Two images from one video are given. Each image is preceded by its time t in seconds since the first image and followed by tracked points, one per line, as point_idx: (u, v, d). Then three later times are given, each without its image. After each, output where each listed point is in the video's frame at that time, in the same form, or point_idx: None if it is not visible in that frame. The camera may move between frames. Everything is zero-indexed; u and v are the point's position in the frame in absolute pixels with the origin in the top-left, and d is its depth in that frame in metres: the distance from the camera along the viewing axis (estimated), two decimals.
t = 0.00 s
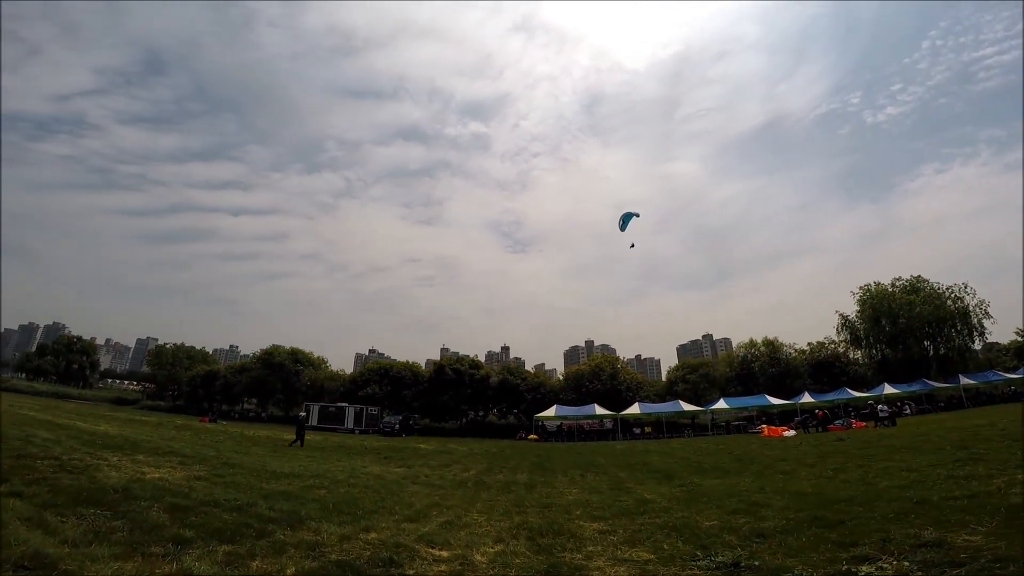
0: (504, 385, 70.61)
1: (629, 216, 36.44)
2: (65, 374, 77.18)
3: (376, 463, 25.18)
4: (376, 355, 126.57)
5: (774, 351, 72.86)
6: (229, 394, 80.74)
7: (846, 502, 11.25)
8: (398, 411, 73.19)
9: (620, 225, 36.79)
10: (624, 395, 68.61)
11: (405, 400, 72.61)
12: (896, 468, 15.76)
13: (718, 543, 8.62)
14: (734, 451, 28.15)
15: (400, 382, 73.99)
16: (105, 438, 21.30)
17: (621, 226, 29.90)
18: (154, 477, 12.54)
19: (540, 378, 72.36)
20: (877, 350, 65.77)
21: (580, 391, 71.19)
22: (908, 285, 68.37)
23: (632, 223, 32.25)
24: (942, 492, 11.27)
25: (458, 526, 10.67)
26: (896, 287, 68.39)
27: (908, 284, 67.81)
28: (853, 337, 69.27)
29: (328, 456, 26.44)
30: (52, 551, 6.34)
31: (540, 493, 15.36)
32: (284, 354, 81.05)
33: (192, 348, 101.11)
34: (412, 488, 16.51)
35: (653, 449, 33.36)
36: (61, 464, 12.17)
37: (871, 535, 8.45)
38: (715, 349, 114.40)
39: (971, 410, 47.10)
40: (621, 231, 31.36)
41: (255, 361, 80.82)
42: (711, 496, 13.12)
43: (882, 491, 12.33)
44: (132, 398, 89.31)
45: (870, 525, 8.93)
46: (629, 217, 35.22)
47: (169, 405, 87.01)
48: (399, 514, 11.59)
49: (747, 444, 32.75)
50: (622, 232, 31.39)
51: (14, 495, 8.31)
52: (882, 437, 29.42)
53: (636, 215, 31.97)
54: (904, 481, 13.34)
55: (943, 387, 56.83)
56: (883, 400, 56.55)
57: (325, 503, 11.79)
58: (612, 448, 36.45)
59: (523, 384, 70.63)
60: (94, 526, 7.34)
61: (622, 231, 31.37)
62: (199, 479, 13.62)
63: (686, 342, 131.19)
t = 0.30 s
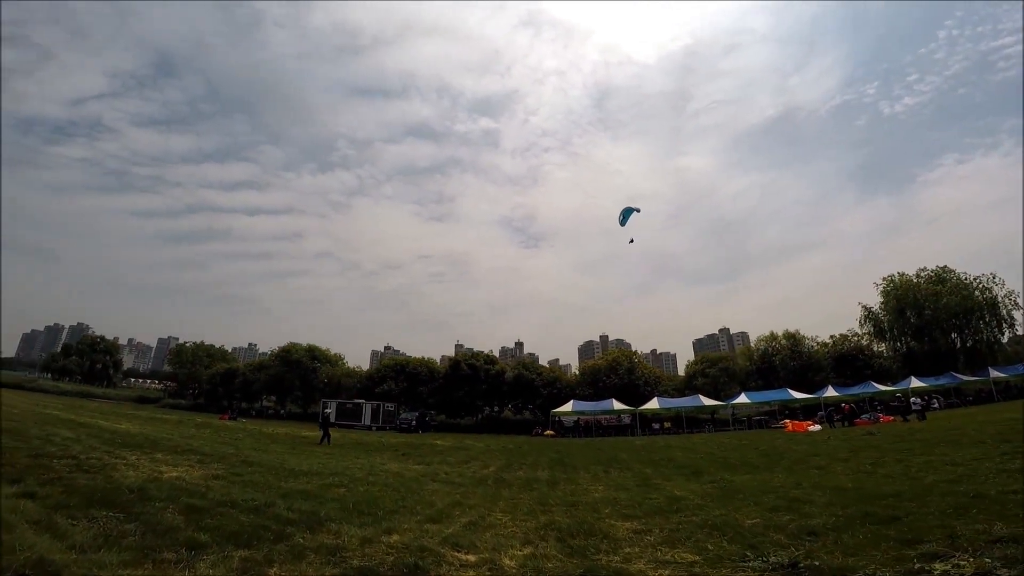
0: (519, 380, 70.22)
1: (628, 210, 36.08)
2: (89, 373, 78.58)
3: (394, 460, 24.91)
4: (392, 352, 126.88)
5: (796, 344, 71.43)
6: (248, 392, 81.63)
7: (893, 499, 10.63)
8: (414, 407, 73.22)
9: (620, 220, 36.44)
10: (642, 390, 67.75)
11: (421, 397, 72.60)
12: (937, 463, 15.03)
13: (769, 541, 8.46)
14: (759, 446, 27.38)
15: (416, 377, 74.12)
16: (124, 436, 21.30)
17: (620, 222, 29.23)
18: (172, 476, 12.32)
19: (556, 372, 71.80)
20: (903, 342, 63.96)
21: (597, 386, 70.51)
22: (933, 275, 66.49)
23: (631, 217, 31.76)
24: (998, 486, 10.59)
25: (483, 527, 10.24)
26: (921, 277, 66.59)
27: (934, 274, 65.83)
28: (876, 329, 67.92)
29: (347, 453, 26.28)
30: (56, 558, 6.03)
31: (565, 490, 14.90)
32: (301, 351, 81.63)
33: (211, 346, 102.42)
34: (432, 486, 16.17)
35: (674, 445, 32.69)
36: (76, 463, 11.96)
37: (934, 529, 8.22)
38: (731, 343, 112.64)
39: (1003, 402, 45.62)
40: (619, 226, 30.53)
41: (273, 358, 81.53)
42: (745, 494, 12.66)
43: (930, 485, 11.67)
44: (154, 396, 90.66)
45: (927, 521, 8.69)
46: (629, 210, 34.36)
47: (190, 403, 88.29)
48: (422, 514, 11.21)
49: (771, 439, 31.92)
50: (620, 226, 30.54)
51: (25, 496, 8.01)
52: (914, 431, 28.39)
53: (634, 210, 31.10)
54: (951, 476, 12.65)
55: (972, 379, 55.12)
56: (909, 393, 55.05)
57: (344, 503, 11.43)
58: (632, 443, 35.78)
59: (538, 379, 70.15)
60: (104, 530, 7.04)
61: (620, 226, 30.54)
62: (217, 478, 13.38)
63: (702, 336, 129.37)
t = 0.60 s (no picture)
0: (538, 378, 69.61)
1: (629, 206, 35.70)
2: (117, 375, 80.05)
3: (415, 460, 24.55)
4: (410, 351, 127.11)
5: (822, 338, 69.72)
6: (270, 392, 82.50)
7: (955, 496, 9.91)
8: (433, 406, 73.15)
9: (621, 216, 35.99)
10: (663, 387, 66.63)
11: (440, 395, 72.45)
12: (991, 459, 14.16)
13: (836, 542, 8.30)
14: (790, 444, 26.45)
15: (435, 376, 74.14)
16: (147, 438, 21.25)
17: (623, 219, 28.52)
18: (193, 480, 12.06)
19: (575, 370, 71.00)
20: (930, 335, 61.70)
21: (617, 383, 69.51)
22: (965, 266, 64.05)
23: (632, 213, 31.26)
24: None
25: (511, 533, 9.73)
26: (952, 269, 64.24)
27: (966, 265, 63.44)
28: (907, 323, 66.31)
29: (369, 453, 26.07)
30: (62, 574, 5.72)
31: (594, 491, 14.35)
32: (321, 351, 82.18)
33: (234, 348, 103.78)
34: (455, 489, 15.74)
35: (700, 443, 31.77)
36: (98, 465, 11.77)
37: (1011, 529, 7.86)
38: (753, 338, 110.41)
39: None
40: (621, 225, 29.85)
41: (294, 359, 82.23)
42: (788, 496, 12.12)
43: (992, 482, 10.87)
44: (178, 397, 92.05)
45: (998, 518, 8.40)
46: (630, 209, 33.62)
47: (214, 404, 89.54)
48: (447, 519, 10.79)
49: (801, 436, 30.89)
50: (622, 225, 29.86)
51: (41, 503, 7.70)
52: (953, 427, 27.19)
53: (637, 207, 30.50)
54: (1011, 472, 11.81)
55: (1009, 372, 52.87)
56: (943, 388, 53.16)
57: (366, 510, 11.05)
58: (656, 442, 35.00)
59: (557, 376, 69.46)
60: (117, 541, 6.75)
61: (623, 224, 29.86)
62: (238, 481, 13.11)
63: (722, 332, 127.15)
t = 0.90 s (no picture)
0: (565, 377, 68.79)
1: (641, 203, 35.15)
2: (154, 380, 82.23)
3: (447, 461, 24.24)
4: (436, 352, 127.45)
5: (861, 332, 66.99)
6: (301, 394, 83.88)
7: None
8: (460, 406, 73.07)
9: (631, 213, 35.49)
10: (695, 384, 65.03)
11: (467, 396, 72.30)
12: None
13: (929, 542, 7.93)
14: (836, 442, 25.24)
15: (462, 377, 74.12)
16: (182, 441, 21.41)
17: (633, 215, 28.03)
18: (225, 484, 11.86)
19: (604, 368, 69.85)
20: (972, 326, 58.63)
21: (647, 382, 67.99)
22: (1012, 253, 60.64)
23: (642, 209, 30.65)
24: None
25: (553, 538, 9.22)
26: (998, 257, 60.92)
27: (1014, 252, 60.09)
28: (950, 314, 63.02)
29: (400, 455, 25.89)
30: None
31: (637, 493, 13.81)
32: (350, 353, 83.05)
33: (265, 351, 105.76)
34: (489, 491, 15.28)
35: (738, 442, 30.66)
36: (131, 468, 11.65)
37: None
38: (785, 333, 107.12)
39: None
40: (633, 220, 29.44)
41: (324, 361, 83.31)
42: (848, 498, 11.39)
43: None
44: (213, 401, 94.14)
45: None
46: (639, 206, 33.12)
47: (248, 407, 91.38)
48: (485, 525, 10.37)
49: (846, 434, 29.51)
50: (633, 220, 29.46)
51: (71, 511, 7.40)
52: (1013, 422, 25.57)
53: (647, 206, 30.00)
54: None
55: None
56: (994, 381, 50.43)
57: (400, 516, 10.71)
58: (691, 441, 33.95)
59: (585, 374, 68.53)
60: (144, 554, 6.43)
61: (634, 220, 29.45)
62: (271, 485, 12.89)
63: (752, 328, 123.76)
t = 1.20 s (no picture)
0: (577, 375, 68.14)
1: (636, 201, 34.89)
2: (169, 381, 82.84)
3: (461, 461, 23.84)
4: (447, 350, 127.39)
5: (880, 327, 65.62)
6: (313, 393, 84.18)
7: None
8: (472, 405, 72.76)
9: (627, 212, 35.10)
10: (710, 382, 64.09)
11: (478, 394, 71.96)
12: None
13: (988, 542, 7.41)
14: (861, 440, 24.51)
15: (473, 376, 73.81)
16: (195, 442, 21.20)
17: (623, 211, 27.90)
18: (237, 486, 11.49)
19: (616, 366, 69.06)
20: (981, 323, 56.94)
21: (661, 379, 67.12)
22: None
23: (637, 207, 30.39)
24: None
25: (580, 543, 8.75)
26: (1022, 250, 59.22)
27: None
28: (970, 309, 59.88)
29: (413, 455, 25.50)
30: None
31: (663, 493, 13.30)
32: (361, 352, 83.14)
33: (277, 352, 106.29)
34: (507, 492, 14.82)
35: (758, 441, 29.93)
36: (141, 470, 11.28)
37: None
38: (799, 330, 105.64)
39: None
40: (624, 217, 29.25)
41: (336, 360, 83.51)
42: (890, 497, 10.82)
43: None
44: (226, 401, 94.69)
45: None
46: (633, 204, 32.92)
47: (261, 406, 91.89)
48: (507, 529, 9.91)
49: (869, 431, 28.72)
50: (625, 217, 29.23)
51: (76, 516, 7.00)
52: None
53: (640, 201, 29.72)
54: None
55: None
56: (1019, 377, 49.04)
57: (417, 521, 10.29)
58: (708, 440, 33.28)
59: (598, 372, 67.79)
60: (154, 563, 6.06)
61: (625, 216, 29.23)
62: (284, 487, 12.53)
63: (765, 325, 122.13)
